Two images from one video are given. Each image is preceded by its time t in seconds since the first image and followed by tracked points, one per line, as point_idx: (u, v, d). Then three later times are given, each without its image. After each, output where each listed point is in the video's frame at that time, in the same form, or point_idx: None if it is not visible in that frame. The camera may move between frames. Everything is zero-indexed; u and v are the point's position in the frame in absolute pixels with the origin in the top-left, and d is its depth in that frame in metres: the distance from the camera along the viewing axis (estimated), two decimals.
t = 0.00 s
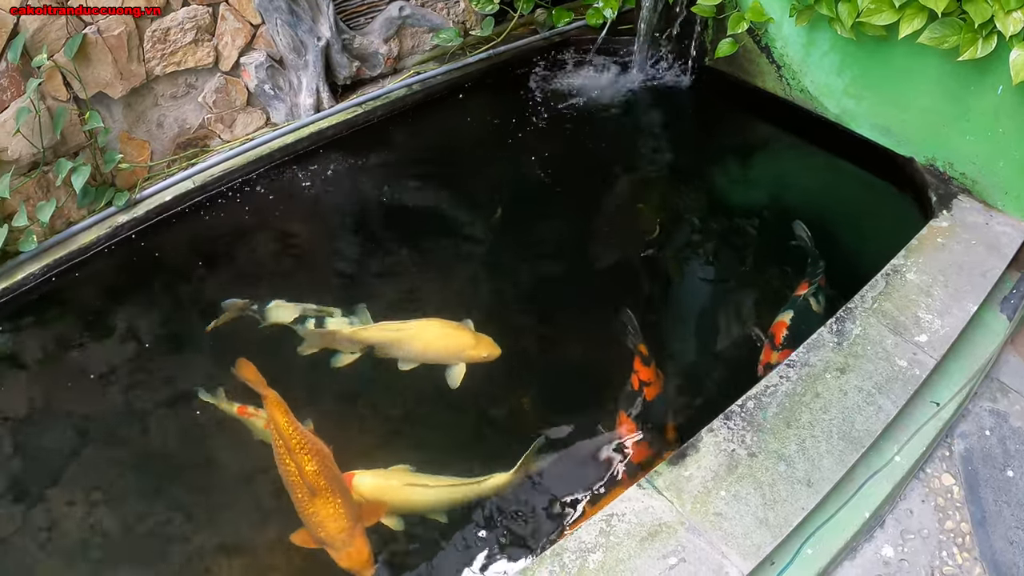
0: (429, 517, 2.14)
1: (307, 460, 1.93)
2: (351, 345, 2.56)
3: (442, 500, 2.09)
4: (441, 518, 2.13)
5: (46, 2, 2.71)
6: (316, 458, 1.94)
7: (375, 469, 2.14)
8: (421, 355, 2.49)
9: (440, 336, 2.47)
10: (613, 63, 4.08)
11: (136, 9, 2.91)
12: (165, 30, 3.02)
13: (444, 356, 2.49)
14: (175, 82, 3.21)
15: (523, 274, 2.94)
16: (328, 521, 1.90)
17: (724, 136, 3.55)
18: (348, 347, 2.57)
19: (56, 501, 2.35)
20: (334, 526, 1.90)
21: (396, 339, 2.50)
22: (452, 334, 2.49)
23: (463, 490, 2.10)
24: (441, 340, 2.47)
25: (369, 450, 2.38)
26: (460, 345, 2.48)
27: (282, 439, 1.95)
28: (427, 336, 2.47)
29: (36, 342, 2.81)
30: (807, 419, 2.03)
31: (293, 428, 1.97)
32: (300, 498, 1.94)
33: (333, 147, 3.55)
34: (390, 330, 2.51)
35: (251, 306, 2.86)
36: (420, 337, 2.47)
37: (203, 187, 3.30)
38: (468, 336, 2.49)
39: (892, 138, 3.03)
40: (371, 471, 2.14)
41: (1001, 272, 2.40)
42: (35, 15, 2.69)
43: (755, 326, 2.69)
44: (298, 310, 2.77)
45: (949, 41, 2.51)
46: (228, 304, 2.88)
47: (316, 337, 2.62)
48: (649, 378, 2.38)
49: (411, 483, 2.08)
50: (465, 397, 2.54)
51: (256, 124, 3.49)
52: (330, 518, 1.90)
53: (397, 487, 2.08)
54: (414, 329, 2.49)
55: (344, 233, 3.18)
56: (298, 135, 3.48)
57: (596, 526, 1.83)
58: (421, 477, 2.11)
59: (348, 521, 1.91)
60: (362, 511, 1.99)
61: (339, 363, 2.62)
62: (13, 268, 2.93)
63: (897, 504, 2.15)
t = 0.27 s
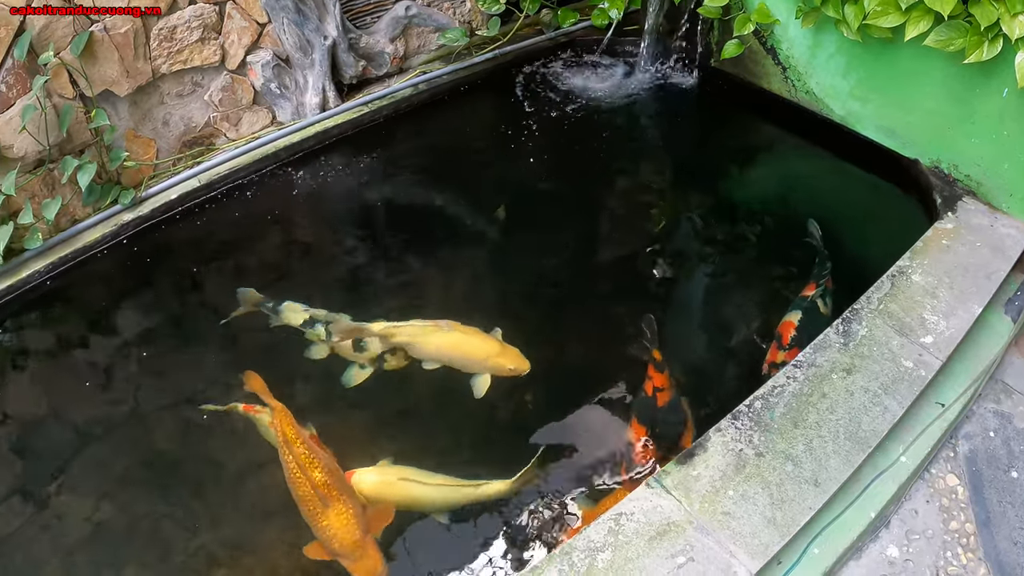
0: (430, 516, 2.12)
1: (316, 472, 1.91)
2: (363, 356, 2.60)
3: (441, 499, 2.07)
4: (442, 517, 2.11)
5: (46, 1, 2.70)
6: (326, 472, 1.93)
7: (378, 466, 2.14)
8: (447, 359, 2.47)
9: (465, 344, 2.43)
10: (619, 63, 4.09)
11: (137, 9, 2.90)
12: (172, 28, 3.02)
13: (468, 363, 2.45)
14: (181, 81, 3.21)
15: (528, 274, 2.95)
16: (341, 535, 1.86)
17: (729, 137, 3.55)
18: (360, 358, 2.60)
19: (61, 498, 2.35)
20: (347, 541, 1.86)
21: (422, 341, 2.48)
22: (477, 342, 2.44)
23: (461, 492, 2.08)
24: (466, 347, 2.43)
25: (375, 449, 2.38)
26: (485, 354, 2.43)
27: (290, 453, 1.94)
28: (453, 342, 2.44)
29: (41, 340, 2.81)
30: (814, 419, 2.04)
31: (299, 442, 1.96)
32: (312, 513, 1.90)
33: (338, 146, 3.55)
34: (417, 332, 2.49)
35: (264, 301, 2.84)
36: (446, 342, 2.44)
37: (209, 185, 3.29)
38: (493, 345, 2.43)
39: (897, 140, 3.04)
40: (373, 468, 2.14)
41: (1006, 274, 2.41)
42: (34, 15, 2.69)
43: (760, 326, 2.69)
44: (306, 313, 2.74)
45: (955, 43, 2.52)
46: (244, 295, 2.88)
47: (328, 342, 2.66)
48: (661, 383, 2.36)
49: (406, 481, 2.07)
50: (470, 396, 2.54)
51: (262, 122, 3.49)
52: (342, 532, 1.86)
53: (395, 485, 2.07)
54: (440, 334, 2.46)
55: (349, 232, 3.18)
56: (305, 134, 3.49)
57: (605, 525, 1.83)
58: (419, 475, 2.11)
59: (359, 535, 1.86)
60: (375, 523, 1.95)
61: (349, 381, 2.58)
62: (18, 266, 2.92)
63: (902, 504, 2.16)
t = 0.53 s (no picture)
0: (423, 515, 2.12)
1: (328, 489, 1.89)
2: (366, 365, 2.58)
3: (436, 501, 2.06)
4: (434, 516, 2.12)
5: (46, 2, 2.70)
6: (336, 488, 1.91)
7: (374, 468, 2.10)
8: (469, 367, 2.42)
9: (489, 354, 2.37)
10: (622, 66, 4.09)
11: (138, 9, 2.89)
12: (176, 29, 3.03)
13: (490, 373, 2.41)
14: (185, 81, 3.22)
15: (531, 275, 2.95)
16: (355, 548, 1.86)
17: (732, 140, 3.56)
18: (364, 367, 2.58)
19: (64, 497, 2.36)
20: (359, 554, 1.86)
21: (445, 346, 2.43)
22: (501, 353, 2.39)
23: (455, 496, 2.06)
24: (489, 357, 2.37)
25: (377, 450, 2.39)
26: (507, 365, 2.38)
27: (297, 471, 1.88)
28: (476, 351, 2.38)
29: (45, 339, 2.82)
30: (815, 422, 2.04)
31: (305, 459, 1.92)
32: (322, 529, 1.86)
33: (342, 147, 3.56)
34: (440, 340, 2.44)
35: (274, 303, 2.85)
36: (469, 351, 2.39)
37: (213, 186, 3.31)
38: (516, 358, 2.38)
39: (900, 143, 3.05)
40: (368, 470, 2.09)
41: (1008, 278, 2.41)
42: (36, 15, 2.69)
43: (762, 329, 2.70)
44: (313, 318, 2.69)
45: (958, 48, 2.51)
46: (255, 296, 2.88)
47: (332, 350, 2.63)
48: (671, 393, 2.37)
49: (404, 484, 2.05)
50: (472, 398, 2.55)
51: (266, 124, 3.50)
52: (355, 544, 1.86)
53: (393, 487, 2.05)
54: (464, 342, 2.40)
55: (351, 234, 3.19)
56: (308, 135, 3.49)
57: (607, 527, 1.84)
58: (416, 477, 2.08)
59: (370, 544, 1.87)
60: (381, 534, 1.97)
61: (356, 394, 2.55)
62: (22, 265, 2.93)
63: (903, 508, 2.17)
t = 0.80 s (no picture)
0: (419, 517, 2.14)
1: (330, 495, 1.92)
2: (366, 375, 2.53)
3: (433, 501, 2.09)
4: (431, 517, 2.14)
5: (47, 1, 2.70)
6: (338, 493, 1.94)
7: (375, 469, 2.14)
8: (489, 374, 2.48)
9: (507, 362, 2.43)
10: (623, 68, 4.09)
11: (138, 11, 2.90)
12: (178, 29, 3.04)
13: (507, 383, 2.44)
14: (187, 81, 3.22)
15: (531, 276, 2.95)
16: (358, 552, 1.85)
17: (734, 141, 3.56)
18: (365, 377, 2.54)
19: (64, 496, 2.36)
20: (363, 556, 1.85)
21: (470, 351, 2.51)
22: (520, 364, 2.42)
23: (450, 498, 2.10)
24: (507, 365, 2.42)
25: (377, 450, 2.39)
26: (523, 375, 2.41)
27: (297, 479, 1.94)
28: (497, 358, 2.44)
29: (46, 338, 2.83)
30: (817, 423, 2.04)
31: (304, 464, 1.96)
32: (330, 536, 1.89)
33: (343, 148, 3.56)
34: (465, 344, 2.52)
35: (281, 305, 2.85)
36: (491, 358, 2.45)
37: (214, 186, 3.31)
38: (533, 370, 2.41)
39: (901, 145, 3.04)
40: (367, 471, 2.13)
41: (1009, 280, 2.41)
42: (37, 15, 2.69)
43: (763, 331, 2.69)
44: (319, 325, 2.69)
45: (959, 49, 2.52)
46: (262, 297, 2.89)
47: (336, 358, 2.61)
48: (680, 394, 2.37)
49: (403, 483, 2.09)
50: (473, 399, 2.55)
51: (268, 124, 3.50)
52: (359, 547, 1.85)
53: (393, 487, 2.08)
54: (487, 348, 2.47)
55: (353, 234, 3.19)
56: (310, 136, 3.50)
57: (607, 527, 1.83)
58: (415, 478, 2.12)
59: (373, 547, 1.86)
60: (389, 541, 1.98)
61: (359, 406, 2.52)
62: (23, 265, 2.93)
63: (904, 509, 2.16)
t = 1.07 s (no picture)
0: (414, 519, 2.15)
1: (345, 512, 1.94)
2: (370, 387, 2.47)
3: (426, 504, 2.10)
4: (426, 518, 2.14)
5: (47, 1, 2.70)
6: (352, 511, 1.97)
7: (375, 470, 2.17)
8: (507, 385, 2.44)
9: (528, 375, 2.38)
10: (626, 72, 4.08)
11: (137, 8, 2.88)
12: (184, 34, 3.05)
13: (526, 398, 2.39)
14: (192, 85, 3.24)
15: (534, 280, 2.96)
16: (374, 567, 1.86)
17: (737, 146, 3.57)
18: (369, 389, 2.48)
19: (69, 498, 2.38)
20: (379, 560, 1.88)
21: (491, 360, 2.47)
22: (541, 380, 2.37)
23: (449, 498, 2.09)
24: (527, 380, 2.38)
25: (381, 454, 2.41)
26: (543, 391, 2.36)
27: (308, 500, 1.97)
28: (518, 370, 2.40)
29: (51, 341, 2.85)
30: (818, 429, 2.05)
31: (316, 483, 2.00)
32: (344, 555, 1.90)
33: (347, 152, 3.58)
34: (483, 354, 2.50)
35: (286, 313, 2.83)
36: (513, 371, 2.41)
37: (219, 189, 3.32)
38: (553, 388, 2.35)
39: (903, 151, 3.05)
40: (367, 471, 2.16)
41: (1011, 286, 2.42)
42: (37, 14, 2.70)
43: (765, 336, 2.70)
44: (323, 333, 2.62)
45: (962, 56, 2.51)
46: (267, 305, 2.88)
47: (340, 369, 2.55)
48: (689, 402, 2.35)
49: (399, 486, 2.09)
50: (476, 403, 2.56)
51: (272, 128, 3.51)
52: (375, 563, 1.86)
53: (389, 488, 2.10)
54: (510, 360, 2.43)
55: (356, 238, 3.20)
56: (314, 140, 3.51)
57: (610, 533, 1.85)
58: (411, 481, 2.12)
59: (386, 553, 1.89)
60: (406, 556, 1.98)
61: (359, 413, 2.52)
62: (28, 267, 2.96)
63: (905, 515, 2.17)
